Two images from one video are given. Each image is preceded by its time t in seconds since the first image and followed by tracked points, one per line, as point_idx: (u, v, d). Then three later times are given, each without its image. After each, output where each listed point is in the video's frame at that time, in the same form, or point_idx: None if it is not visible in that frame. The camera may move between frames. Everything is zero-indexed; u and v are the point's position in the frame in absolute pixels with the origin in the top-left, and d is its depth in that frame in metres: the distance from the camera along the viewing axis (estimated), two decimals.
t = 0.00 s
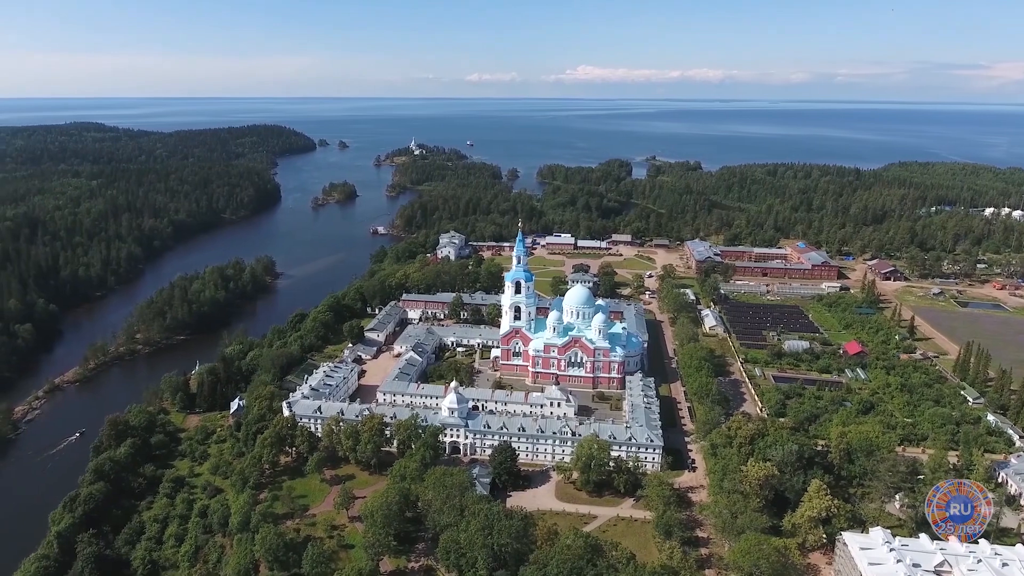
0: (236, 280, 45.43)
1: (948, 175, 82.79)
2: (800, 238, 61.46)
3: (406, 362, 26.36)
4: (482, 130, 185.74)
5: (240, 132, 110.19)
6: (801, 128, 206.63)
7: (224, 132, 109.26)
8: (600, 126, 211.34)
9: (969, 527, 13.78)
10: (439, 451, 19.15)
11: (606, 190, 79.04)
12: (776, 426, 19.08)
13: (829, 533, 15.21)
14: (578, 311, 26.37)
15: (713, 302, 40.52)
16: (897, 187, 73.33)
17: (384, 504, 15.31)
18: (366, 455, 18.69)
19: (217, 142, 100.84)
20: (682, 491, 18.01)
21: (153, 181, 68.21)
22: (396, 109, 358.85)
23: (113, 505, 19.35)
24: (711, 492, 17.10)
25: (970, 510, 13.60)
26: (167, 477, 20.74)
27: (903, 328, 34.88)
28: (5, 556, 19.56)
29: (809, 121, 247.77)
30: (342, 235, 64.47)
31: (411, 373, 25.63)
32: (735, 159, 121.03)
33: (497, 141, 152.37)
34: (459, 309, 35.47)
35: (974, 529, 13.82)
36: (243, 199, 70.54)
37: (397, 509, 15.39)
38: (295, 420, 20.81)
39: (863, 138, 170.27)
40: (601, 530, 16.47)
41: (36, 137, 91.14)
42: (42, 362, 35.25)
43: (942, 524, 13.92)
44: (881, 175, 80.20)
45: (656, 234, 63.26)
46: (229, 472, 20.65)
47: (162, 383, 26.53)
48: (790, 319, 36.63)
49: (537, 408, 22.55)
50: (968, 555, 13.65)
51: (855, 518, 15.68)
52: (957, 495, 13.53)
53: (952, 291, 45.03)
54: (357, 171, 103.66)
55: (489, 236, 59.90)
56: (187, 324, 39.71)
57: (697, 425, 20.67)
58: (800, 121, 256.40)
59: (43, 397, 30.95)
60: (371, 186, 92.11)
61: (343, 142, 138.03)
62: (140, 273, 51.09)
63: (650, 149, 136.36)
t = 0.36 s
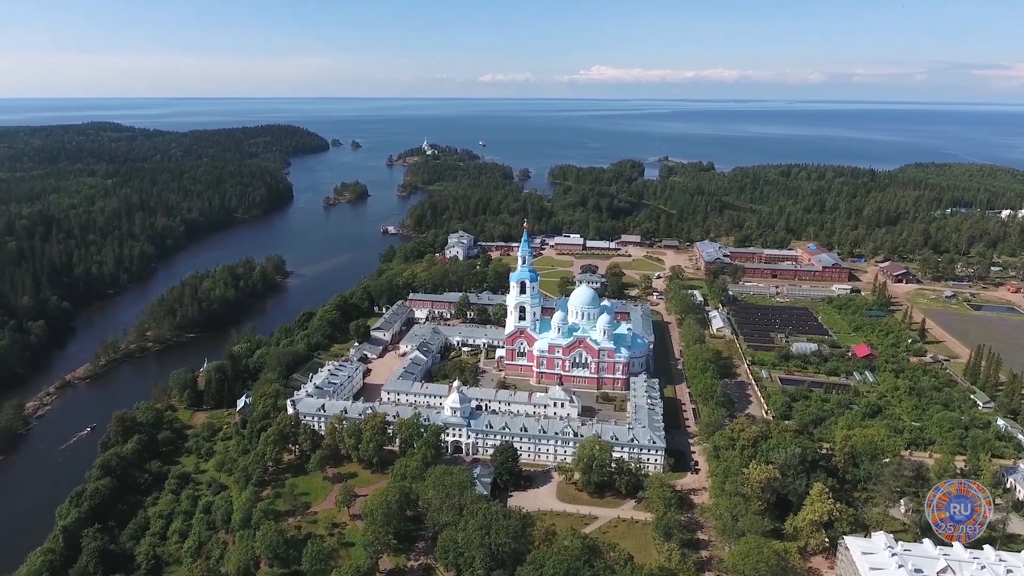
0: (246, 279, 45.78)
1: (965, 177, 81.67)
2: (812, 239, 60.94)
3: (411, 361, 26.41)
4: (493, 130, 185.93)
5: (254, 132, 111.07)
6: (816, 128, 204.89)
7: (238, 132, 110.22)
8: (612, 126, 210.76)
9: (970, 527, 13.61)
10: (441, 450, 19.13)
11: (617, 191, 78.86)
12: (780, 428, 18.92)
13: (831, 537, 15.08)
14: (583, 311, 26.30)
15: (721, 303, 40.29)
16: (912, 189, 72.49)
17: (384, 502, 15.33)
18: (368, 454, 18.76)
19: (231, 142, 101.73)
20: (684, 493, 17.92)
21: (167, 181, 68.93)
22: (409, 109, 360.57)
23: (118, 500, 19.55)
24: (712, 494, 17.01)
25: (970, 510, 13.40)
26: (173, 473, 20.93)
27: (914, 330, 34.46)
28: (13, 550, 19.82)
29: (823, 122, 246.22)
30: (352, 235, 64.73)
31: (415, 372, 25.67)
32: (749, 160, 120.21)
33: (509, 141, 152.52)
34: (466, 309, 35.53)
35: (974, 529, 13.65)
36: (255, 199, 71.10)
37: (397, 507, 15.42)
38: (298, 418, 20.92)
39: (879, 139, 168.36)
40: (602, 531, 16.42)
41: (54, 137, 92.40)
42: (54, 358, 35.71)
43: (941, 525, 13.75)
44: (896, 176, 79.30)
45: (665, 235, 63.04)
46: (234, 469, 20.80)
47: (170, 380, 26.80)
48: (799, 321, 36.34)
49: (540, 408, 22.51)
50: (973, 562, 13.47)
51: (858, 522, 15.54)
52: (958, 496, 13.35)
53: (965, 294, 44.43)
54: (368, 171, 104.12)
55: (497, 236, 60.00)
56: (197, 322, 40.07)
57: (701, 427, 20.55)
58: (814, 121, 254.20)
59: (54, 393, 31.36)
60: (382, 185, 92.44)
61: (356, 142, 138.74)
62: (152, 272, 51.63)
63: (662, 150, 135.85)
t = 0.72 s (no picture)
0: (257, 278, 46.12)
1: (982, 178, 80.53)
2: (824, 241, 60.42)
3: (416, 360, 26.49)
4: (506, 131, 186.09)
5: (267, 132, 111.91)
6: (831, 129, 202.94)
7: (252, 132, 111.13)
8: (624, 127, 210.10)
9: (971, 528, 13.52)
10: (443, 450, 19.16)
11: (628, 192, 78.62)
12: (784, 430, 18.77)
13: (833, 541, 14.95)
14: (588, 312, 26.25)
15: (730, 305, 40.05)
16: (928, 190, 71.61)
17: (384, 501, 15.36)
18: (370, 453, 18.84)
19: (245, 142, 102.58)
20: (686, 495, 17.84)
21: (181, 180, 69.65)
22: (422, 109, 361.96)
23: (125, 496, 19.75)
24: (714, 497, 16.91)
25: (971, 509, 13.29)
26: (179, 470, 21.13)
27: (925, 333, 34.04)
28: (22, 544, 20.09)
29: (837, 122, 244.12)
30: (363, 234, 64.99)
31: (420, 372, 25.73)
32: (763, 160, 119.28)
33: (521, 142, 152.61)
34: (472, 309, 35.59)
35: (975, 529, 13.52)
36: (267, 198, 71.66)
37: (397, 506, 15.44)
38: (302, 417, 21.05)
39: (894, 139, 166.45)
40: (603, 532, 16.39)
41: (72, 136, 93.64)
42: (67, 355, 36.18)
43: (942, 526, 13.64)
44: (911, 177, 78.35)
45: (676, 235, 62.80)
46: (239, 466, 20.95)
47: (178, 377, 27.06)
48: (808, 323, 36.04)
49: (544, 408, 22.47)
50: (977, 568, 13.27)
51: (861, 526, 15.39)
52: (958, 496, 13.26)
53: (979, 297, 43.81)
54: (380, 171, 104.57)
55: (507, 236, 60.07)
56: (207, 320, 40.44)
57: (704, 429, 20.44)
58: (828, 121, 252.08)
59: (66, 389, 31.78)
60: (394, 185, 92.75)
61: (369, 142, 139.38)
62: (165, 270, 52.16)
63: (675, 150, 135.28)
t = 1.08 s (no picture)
0: (265, 276, 46.38)
1: (997, 179, 79.51)
2: (834, 242, 59.99)
3: (420, 360, 26.54)
4: (516, 131, 186.15)
5: (279, 132, 112.62)
6: (844, 130, 201.34)
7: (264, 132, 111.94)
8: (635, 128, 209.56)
9: (971, 528, 13.50)
10: (443, 449, 19.20)
11: (638, 192, 78.41)
12: (786, 432, 18.65)
13: (833, 545, 14.84)
14: (592, 312, 26.19)
15: (737, 306, 39.83)
16: (941, 191, 70.87)
17: (383, 499, 15.40)
18: (371, 451, 18.91)
19: (257, 142, 103.35)
20: (687, 496, 17.77)
21: (193, 179, 70.26)
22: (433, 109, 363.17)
23: (129, 492, 19.91)
24: (714, 498, 16.82)
25: (971, 510, 13.33)
26: (183, 466, 21.29)
27: (934, 336, 33.67)
28: (29, 539, 20.34)
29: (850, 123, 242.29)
30: (371, 234, 65.22)
31: (424, 371, 25.78)
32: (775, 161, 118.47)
33: (531, 142, 152.70)
34: (477, 308, 35.63)
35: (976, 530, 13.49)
36: (278, 198, 72.13)
37: (396, 504, 15.46)
38: (304, 415, 21.16)
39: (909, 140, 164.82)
40: (601, 533, 16.33)
41: (87, 136, 94.75)
42: (77, 352, 36.57)
43: (942, 526, 13.63)
44: (926, 178, 77.51)
45: (684, 236, 62.61)
46: (242, 463, 21.07)
47: (185, 375, 27.29)
48: (815, 325, 35.77)
49: (546, 409, 22.44)
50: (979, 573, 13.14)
51: (861, 530, 15.27)
52: (957, 495, 13.26)
53: (991, 300, 43.28)
54: (391, 172, 104.92)
55: (514, 236, 60.15)
56: (215, 318, 40.75)
57: (707, 430, 20.33)
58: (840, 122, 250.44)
59: (75, 386, 32.15)
60: (403, 185, 92.99)
61: (380, 142, 139.91)
62: (175, 269, 52.64)
63: (686, 151, 134.76)
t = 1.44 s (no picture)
0: (272, 275, 46.64)
1: (1011, 180, 78.54)
2: (843, 243, 59.56)
3: (422, 359, 26.60)
4: (525, 131, 186.18)
5: (289, 132, 113.22)
6: (855, 131, 199.80)
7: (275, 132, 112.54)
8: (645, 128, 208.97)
9: (971, 528, 13.40)
10: (443, 448, 19.24)
11: (646, 193, 78.16)
12: (788, 434, 18.54)
13: (832, 547, 14.76)
14: (594, 312, 26.12)
15: (743, 307, 39.65)
16: (954, 192, 70.14)
17: (381, 497, 15.45)
18: (371, 450, 18.99)
19: (267, 142, 103.93)
20: (686, 498, 17.71)
21: (203, 178, 70.77)
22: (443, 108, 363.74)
23: (133, 488, 20.09)
24: (713, 500, 16.77)
25: (971, 509, 13.25)
26: (186, 463, 21.45)
27: (942, 338, 33.32)
28: (33, 534, 20.56)
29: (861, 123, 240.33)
30: (379, 234, 65.39)
31: (426, 370, 25.81)
32: (785, 162, 117.70)
33: (541, 142, 152.65)
34: (481, 308, 35.67)
35: (976, 530, 13.39)
36: (287, 197, 72.50)
37: (394, 503, 15.51)
38: (306, 413, 21.27)
39: (921, 140, 163.15)
40: (599, 533, 16.32)
41: (100, 135, 95.61)
42: (86, 350, 36.96)
43: (942, 526, 13.56)
44: (938, 179, 76.71)
45: (691, 237, 62.38)
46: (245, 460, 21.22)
47: (191, 372, 27.51)
48: (822, 326, 35.51)
49: (547, 409, 22.42)
50: None
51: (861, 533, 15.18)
52: (957, 496, 13.19)
53: (1001, 302, 42.78)
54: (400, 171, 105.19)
55: (520, 236, 60.16)
56: (222, 317, 41.03)
57: (708, 431, 20.25)
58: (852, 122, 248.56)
59: (83, 383, 32.50)
60: (411, 185, 93.15)
61: (390, 142, 140.22)
62: (184, 267, 53.05)
63: (696, 151, 134.23)
